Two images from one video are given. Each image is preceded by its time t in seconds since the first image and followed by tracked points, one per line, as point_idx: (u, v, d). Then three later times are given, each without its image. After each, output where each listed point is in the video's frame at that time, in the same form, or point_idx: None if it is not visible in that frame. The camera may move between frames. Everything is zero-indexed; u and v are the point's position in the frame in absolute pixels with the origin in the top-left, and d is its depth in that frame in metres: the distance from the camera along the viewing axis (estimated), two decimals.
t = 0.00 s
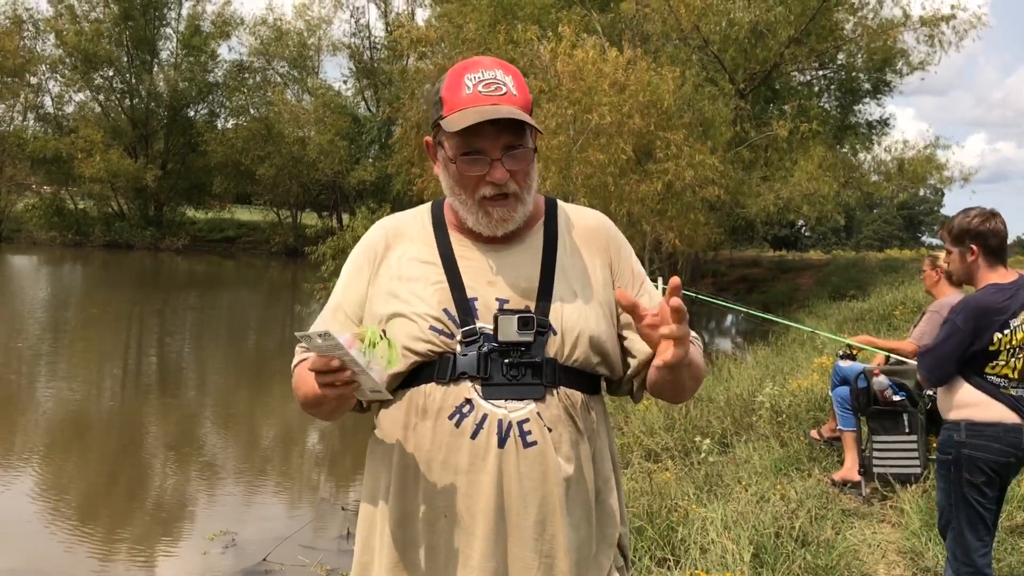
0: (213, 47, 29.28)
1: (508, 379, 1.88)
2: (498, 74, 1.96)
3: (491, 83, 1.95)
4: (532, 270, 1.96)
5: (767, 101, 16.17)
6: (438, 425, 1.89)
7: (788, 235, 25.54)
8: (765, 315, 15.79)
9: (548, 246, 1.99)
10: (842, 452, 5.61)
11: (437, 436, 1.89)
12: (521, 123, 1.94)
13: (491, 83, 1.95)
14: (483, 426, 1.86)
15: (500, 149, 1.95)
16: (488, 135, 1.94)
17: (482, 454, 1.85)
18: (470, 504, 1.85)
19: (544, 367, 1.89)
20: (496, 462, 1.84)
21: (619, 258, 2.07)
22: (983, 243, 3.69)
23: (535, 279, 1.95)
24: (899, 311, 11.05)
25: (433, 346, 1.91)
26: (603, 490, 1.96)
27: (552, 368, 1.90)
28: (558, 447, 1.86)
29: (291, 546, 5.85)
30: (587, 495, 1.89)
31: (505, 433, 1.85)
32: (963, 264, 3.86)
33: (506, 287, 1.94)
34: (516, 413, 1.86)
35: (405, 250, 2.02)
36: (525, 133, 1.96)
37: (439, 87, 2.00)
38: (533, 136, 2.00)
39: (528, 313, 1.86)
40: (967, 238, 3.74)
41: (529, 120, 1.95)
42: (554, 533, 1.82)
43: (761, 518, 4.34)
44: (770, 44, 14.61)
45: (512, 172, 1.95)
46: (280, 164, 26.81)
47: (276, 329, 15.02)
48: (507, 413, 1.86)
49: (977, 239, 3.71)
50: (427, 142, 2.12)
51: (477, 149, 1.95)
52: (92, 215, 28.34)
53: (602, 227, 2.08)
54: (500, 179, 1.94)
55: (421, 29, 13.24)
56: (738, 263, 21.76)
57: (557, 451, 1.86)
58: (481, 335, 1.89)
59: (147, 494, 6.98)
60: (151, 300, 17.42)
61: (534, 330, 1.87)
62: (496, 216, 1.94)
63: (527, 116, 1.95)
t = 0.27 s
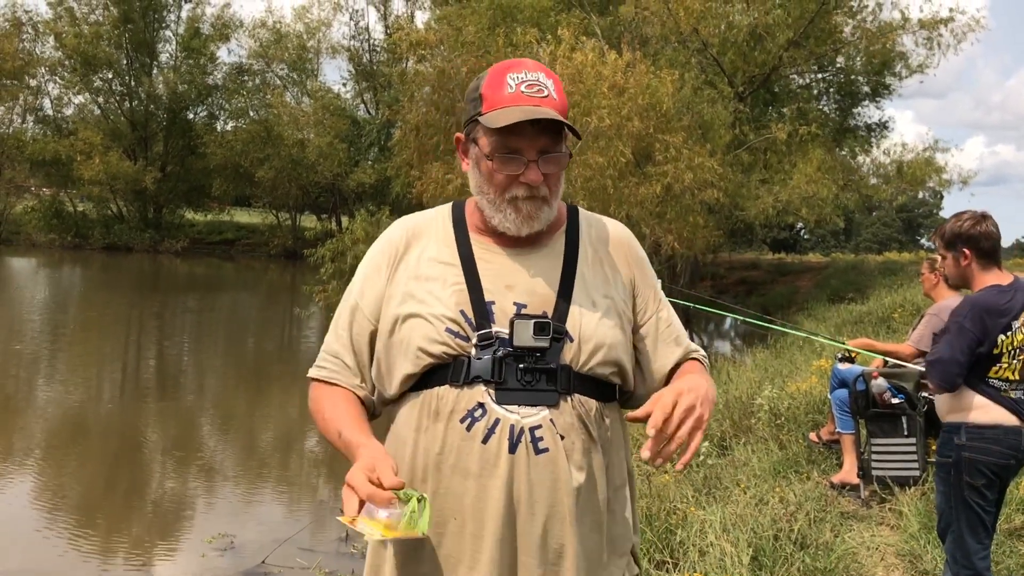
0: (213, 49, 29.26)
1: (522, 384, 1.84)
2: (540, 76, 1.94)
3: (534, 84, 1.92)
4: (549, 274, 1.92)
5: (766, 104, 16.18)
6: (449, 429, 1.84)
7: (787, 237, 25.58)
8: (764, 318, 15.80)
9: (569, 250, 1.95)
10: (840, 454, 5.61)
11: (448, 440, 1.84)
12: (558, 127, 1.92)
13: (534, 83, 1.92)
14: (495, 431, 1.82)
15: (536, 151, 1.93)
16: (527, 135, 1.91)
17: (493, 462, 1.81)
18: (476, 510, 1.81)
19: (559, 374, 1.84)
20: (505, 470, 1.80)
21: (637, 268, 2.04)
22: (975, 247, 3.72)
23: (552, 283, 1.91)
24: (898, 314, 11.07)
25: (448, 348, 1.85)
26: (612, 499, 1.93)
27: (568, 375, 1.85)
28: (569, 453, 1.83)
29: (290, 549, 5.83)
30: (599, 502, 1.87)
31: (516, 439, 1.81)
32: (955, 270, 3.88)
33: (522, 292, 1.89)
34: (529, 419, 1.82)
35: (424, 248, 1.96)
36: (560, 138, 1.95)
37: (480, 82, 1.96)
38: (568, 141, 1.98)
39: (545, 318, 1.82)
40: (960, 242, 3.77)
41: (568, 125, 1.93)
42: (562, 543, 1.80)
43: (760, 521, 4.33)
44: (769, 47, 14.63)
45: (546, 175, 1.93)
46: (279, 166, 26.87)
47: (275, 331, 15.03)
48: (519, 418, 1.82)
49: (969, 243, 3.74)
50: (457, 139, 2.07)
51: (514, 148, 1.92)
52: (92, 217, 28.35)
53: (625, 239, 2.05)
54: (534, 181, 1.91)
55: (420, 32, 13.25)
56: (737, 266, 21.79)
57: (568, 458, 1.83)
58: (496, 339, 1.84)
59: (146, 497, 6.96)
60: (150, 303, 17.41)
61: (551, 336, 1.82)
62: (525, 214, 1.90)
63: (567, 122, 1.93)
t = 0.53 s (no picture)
0: (210, 51, 29.27)
1: (575, 390, 1.87)
2: (633, 88, 2.00)
3: (631, 95, 1.98)
4: (600, 280, 1.97)
5: (762, 107, 16.20)
6: (500, 433, 1.86)
7: (783, 240, 25.63)
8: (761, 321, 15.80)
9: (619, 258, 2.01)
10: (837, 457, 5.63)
11: (500, 445, 1.86)
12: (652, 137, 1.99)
13: (631, 95, 1.98)
14: (548, 437, 1.84)
15: (626, 159, 1.97)
16: (625, 143, 1.96)
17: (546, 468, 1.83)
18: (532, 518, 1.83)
19: (611, 380, 1.88)
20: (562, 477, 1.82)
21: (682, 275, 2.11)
22: (967, 250, 3.74)
23: (603, 290, 1.95)
24: (895, 317, 11.08)
25: (499, 350, 1.88)
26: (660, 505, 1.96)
27: (619, 381, 1.89)
28: (622, 460, 1.87)
29: (286, 552, 5.82)
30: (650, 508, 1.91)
31: (570, 445, 1.84)
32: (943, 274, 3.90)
33: (573, 296, 1.93)
34: (583, 425, 1.85)
35: (469, 251, 1.99)
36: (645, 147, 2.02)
37: (579, 80, 1.97)
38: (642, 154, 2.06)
39: (600, 323, 1.86)
40: (950, 246, 3.78)
41: (670, 138, 2.00)
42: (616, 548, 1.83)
43: (757, 524, 4.33)
44: (765, 50, 14.60)
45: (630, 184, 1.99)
46: (276, 168, 26.89)
47: (272, 334, 15.02)
48: (573, 424, 1.85)
49: (959, 247, 3.75)
50: (528, 129, 2.07)
51: (610, 152, 1.95)
52: (88, 220, 28.33)
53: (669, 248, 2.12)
54: (620, 189, 1.97)
55: (418, 35, 13.26)
56: (733, 268, 21.81)
57: (621, 464, 1.86)
58: (547, 343, 1.87)
59: (143, 500, 6.95)
60: (146, 305, 17.38)
61: (605, 341, 1.86)
62: (605, 224, 1.96)
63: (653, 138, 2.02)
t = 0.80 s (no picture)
0: (205, 53, 29.26)
1: (636, 393, 1.98)
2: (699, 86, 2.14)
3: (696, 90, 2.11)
4: (659, 285, 2.09)
5: (758, 109, 16.23)
6: (561, 436, 1.96)
7: (779, 242, 25.64)
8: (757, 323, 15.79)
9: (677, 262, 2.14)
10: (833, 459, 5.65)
11: (561, 448, 1.96)
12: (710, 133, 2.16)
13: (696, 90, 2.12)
14: (610, 439, 1.95)
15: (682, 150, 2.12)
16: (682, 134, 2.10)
17: (609, 472, 1.93)
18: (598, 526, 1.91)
19: (673, 384, 2.00)
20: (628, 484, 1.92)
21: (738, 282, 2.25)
22: (960, 253, 3.75)
23: (663, 299, 2.07)
24: (891, 319, 11.10)
25: (561, 351, 2.00)
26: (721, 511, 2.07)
27: (680, 386, 2.02)
28: (681, 464, 1.98)
29: (281, 555, 5.81)
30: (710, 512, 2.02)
31: (632, 448, 1.94)
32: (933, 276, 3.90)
33: (634, 299, 2.05)
34: (644, 429, 1.97)
35: (531, 249, 2.11)
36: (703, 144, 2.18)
37: (644, 75, 2.11)
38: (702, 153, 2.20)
39: (663, 328, 1.97)
40: (942, 250, 3.79)
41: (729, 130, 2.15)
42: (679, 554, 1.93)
43: (752, 526, 4.33)
44: (761, 52, 14.45)
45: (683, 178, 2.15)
46: (272, 171, 26.94)
47: (268, 336, 15.01)
48: (634, 428, 1.96)
49: (951, 250, 3.76)
50: (595, 123, 2.22)
51: (668, 141, 2.10)
52: (84, 222, 28.29)
53: (724, 254, 2.26)
54: (675, 180, 2.11)
55: (414, 37, 13.28)
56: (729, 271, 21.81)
57: (680, 468, 1.97)
58: (609, 346, 1.99)
59: (139, 502, 6.94)
60: (142, 308, 17.34)
61: (668, 345, 1.98)
62: (657, 216, 2.08)
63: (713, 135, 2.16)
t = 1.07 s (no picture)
0: (201, 55, 29.22)
1: (658, 387, 2.01)
2: (747, 88, 2.20)
3: (739, 89, 2.18)
4: (694, 281, 2.11)
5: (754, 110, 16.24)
6: (581, 425, 2.02)
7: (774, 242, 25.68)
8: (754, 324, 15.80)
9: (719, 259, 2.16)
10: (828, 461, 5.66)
11: (580, 436, 2.01)
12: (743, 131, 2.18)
13: (739, 89, 2.18)
14: (628, 432, 1.98)
15: (704, 138, 2.16)
16: (707, 122, 2.16)
17: (625, 464, 1.96)
18: (612, 518, 1.95)
19: (697, 381, 2.02)
20: (643, 478, 1.95)
21: (791, 283, 2.23)
22: (954, 254, 3.76)
23: (695, 295, 2.09)
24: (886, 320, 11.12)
25: (587, 341, 2.05)
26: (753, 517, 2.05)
27: (705, 385, 2.03)
28: (702, 463, 1.98)
29: (277, 557, 5.78)
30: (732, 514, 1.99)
31: (651, 443, 1.97)
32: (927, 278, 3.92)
33: (668, 294, 2.08)
34: (664, 424, 1.99)
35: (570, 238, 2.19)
36: (736, 140, 2.19)
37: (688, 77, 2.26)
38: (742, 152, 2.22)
39: (687, 323, 2.00)
40: (937, 251, 3.80)
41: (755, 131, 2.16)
42: (694, 551, 1.94)
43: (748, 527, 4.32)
44: (757, 53, 14.36)
45: (705, 168, 2.15)
46: (267, 171, 26.90)
47: (264, 337, 14.98)
48: (654, 422, 1.99)
49: (946, 251, 3.77)
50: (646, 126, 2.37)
51: (689, 125, 2.17)
52: (79, 223, 28.22)
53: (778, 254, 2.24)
54: (691, 165, 2.14)
55: (410, 38, 13.21)
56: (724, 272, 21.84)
57: (700, 467, 1.98)
58: (635, 340, 2.02)
59: (134, 504, 6.91)
60: (137, 309, 17.30)
61: (692, 340, 2.00)
62: (664, 203, 2.11)
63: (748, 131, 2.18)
